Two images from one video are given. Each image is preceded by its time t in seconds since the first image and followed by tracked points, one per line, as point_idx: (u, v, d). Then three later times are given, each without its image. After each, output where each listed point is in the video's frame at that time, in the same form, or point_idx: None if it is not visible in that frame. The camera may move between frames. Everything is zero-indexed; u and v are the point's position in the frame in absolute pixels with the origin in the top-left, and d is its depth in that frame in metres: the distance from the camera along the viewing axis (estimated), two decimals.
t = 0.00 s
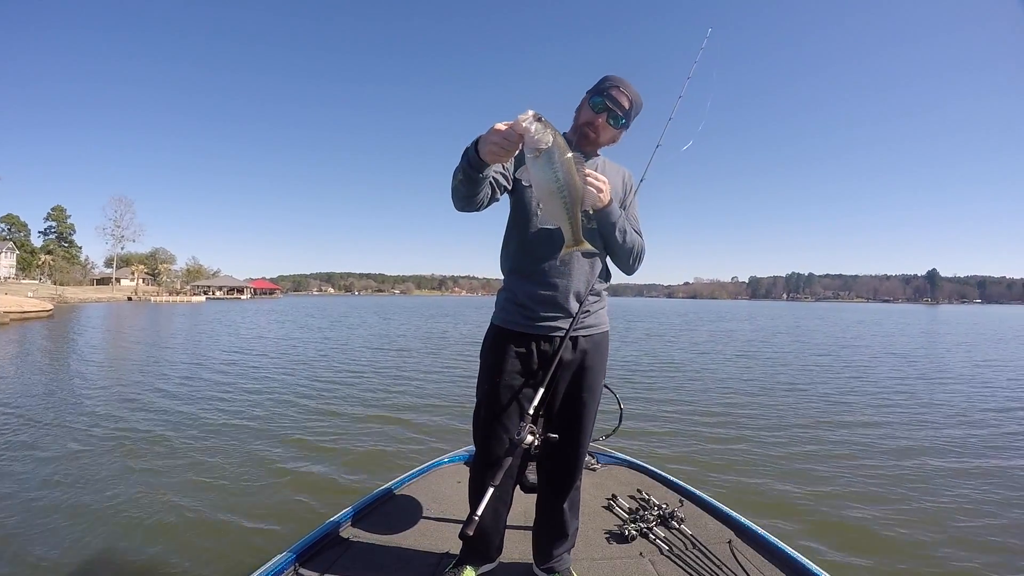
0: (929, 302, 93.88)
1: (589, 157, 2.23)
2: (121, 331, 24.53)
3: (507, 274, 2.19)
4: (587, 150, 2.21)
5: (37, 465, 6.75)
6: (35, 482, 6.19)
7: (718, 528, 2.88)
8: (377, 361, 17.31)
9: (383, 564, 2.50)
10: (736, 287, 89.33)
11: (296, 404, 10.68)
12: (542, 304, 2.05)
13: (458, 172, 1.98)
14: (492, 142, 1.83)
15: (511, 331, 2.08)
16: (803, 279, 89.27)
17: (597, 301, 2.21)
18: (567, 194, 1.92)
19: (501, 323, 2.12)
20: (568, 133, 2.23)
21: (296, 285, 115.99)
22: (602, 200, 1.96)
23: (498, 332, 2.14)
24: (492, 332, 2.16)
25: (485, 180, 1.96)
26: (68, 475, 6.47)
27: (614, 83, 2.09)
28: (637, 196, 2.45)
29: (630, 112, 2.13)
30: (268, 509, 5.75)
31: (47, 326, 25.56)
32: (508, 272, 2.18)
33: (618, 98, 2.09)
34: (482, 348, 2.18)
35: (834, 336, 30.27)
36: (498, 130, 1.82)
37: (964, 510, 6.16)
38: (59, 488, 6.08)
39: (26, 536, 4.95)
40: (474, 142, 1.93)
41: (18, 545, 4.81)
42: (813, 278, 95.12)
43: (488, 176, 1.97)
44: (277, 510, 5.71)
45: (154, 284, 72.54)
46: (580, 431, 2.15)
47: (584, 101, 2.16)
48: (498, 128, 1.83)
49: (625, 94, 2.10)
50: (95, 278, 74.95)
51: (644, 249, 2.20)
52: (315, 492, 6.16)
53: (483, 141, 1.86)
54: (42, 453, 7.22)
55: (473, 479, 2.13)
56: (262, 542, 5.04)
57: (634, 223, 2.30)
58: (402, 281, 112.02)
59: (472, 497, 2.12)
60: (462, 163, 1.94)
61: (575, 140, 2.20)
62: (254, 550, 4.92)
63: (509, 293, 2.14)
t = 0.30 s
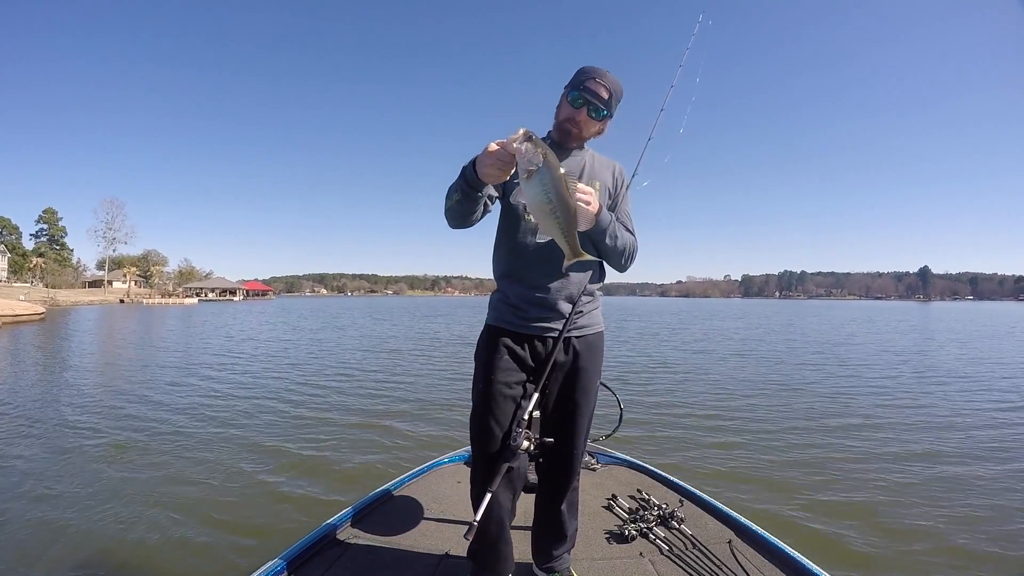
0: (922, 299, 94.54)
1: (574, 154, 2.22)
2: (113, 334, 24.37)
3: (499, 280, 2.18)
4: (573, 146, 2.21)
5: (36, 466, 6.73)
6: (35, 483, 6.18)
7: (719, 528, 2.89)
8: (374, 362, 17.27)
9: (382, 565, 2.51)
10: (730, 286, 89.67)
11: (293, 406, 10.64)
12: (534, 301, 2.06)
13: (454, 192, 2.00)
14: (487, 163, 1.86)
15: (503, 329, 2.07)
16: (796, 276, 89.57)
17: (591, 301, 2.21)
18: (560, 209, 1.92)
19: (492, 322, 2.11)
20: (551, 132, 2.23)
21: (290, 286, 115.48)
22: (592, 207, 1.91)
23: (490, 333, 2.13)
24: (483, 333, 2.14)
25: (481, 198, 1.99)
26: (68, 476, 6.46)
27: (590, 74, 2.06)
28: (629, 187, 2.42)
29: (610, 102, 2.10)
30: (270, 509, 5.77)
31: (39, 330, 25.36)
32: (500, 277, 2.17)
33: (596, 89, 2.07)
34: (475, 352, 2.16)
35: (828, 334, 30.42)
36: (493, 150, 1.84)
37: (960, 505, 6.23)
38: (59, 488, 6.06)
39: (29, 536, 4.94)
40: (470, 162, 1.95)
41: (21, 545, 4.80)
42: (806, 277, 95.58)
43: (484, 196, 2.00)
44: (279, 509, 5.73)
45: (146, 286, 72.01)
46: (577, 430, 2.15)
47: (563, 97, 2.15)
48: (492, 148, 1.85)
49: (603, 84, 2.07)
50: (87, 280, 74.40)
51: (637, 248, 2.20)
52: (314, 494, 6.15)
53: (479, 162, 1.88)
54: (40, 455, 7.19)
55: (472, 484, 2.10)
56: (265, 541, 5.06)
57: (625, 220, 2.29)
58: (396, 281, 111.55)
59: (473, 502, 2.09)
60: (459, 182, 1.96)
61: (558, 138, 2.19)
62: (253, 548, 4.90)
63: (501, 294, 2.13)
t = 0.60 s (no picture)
0: (913, 296, 95.28)
1: (547, 143, 2.14)
2: (105, 335, 24.19)
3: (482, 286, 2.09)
4: (544, 136, 2.12)
5: (34, 473, 6.70)
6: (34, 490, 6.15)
7: (719, 528, 2.90)
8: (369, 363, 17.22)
9: (382, 564, 2.51)
10: (723, 284, 90.01)
11: (289, 408, 10.58)
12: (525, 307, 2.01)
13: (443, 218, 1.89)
14: (480, 187, 1.75)
15: (494, 338, 1.99)
16: (789, 274, 89.99)
17: (580, 303, 2.21)
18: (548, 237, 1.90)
19: (480, 331, 2.02)
20: (518, 124, 2.13)
21: (282, 286, 115.01)
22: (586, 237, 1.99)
23: (478, 341, 2.04)
24: (470, 341, 2.04)
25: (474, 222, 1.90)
26: (67, 482, 6.43)
27: (551, 58, 1.98)
28: (606, 166, 2.38)
29: (577, 83, 2.03)
30: (271, 513, 5.77)
31: (30, 332, 25.12)
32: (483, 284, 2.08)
33: (560, 72, 1.99)
34: (461, 363, 2.08)
35: (821, 331, 30.60)
36: (486, 173, 1.73)
37: (957, 503, 6.28)
38: (59, 496, 6.04)
39: (31, 546, 4.93)
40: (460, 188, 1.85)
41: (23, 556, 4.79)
42: (799, 275, 96.06)
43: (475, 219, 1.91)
44: (281, 515, 5.73)
45: (138, 287, 71.49)
46: (571, 435, 2.15)
47: (526, 86, 2.06)
48: (484, 171, 1.75)
49: (566, 65, 1.99)
50: (77, 282, 73.77)
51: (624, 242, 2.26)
52: (314, 500, 6.13)
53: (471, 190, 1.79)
54: (37, 460, 7.15)
55: (471, 503, 2.01)
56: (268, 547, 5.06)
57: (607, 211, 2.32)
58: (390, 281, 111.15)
59: (472, 522, 2.00)
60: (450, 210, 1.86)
61: (528, 130, 2.10)
62: (252, 556, 4.88)
63: (485, 303, 2.04)
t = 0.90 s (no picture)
0: (906, 298, 96.01)
1: (527, 136, 2.06)
2: (97, 333, 24.02)
3: (469, 286, 2.05)
4: (523, 132, 2.03)
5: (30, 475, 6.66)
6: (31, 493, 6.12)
7: (718, 528, 2.90)
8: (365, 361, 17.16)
9: (381, 564, 2.53)
10: (717, 284, 90.31)
11: (284, 407, 10.53)
12: (523, 312, 1.98)
13: (454, 256, 1.89)
14: (501, 243, 1.75)
15: (492, 342, 1.94)
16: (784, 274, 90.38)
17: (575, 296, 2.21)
18: (550, 298, 1.88)
19: (475, 334, 1.97)
20: (493, 121, 2.03)
21: (276, 284, 114.48)
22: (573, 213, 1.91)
23: (473, 347, 1.99)
24: (465, 345, 2.00)
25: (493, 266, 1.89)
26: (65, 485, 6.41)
27: (522, 54, 1.83)
28: (587, 141, 2.36)
29: (552, 75, 1.90)
30: (271, 516, 5.75)
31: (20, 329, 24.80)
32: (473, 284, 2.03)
33: (533, 70, 1.86)
34: (456, 370, 2.03)
35: (814, 332, 30.84)
36: (507, 228, 1.71)
37: (952, 506, 6.33)
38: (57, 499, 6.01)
39: (30, 551, 4.91)
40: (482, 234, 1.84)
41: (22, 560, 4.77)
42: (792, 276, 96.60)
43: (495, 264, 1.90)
44: (280, 518, 5.72)
45: (130, 284, 71.01)
46: (571, 436, 2.15)
47: (496, 83, 1.92)
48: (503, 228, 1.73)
49: (538, 59, 1.85)
50: (69, 278, 73.09)
51: (612, 224, 2.27)
52: (314, 501, 6.12)
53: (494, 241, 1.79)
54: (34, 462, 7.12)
55: (469, 512, 1.97)
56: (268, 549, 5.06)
57: (593, 191, 2.31)
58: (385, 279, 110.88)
59: (470, 531, 1.97)
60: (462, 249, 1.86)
61: (505, 127, 2.01)
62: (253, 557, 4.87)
63: (478, 304, 1.99)
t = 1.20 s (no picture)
0: (900, 302, 96.55)
1: (524, 140, 2.05)
2: (88, 330, 23.83)
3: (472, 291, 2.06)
4: (518, 138, 2.02)
5: (28, 469, 6.63)
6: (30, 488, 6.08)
7: (718, 528, 2.91)
8: (361, 361, 17.15)
9: (380, 564, 2.53)
10: (712, 287, 90.62)
11: (280, 405, 10.51)
12: (528, 314, 1.96)
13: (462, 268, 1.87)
14: (521, 261, 1.75)
15: (496, 345, 1.94)
16: (778, 277, 90.67)
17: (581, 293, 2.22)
18: (578, 309, 1.90)
19: (480, 337, 1.96)
20: (488, 128, 2.00)
21: (271, 283, 114.16)
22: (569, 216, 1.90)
23: (478, 348, 1.98)
24: (469, 347, 1.99)
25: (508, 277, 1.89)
26: (64, 479, 6.39)
27: (514, 65, 1.79)
28: (585, 133, 2.35)
29: (546, 84, 1.87)
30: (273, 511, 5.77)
31: (13, 325, 24.66)
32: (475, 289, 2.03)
33: (524, 81, 1.82)
34: (460, 370, 2.03)
35: (808, 335, 31.02)
36: (528, 245, 1.72)
37: (948, 510, 6.37)
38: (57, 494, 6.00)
39: (30, 545, 4.89)
40: (496, 250, 1.82)
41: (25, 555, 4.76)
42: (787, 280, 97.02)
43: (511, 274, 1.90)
44: (280, 514, 5.72)
45: (123, 281, 70.55)
46: (573, 437, 2.15)
47: (489, 94, 1.89)
48: (524, 245, 1.73)
49: (531, 69, 1.81)
50: (62, 274, 72.72)
51: (615, 218, 2.27)
52: (312, 498, 6.12)
53: (510, 256, 1.79)
54: (30, 456, 7.08)
55: (469, 513, 1.97)
56: (269, 545, 5.06)
57: (594, 185, 2.32)
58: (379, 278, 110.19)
59: (471, 534, 1.96)
60: (471, 263, 1.85)
61: (501, 135, 1.99)
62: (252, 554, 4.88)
63: (482, 307, 1.99)
